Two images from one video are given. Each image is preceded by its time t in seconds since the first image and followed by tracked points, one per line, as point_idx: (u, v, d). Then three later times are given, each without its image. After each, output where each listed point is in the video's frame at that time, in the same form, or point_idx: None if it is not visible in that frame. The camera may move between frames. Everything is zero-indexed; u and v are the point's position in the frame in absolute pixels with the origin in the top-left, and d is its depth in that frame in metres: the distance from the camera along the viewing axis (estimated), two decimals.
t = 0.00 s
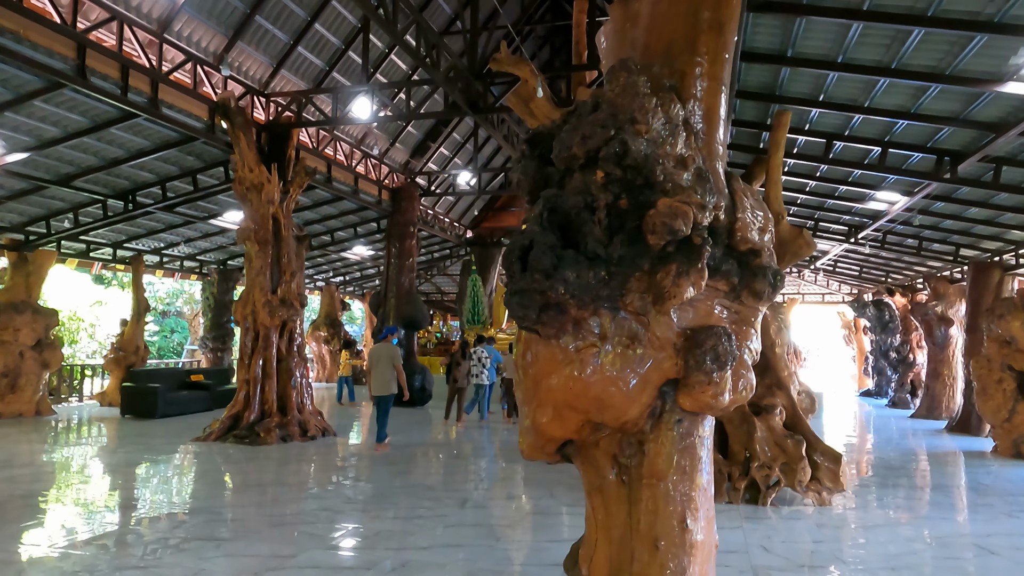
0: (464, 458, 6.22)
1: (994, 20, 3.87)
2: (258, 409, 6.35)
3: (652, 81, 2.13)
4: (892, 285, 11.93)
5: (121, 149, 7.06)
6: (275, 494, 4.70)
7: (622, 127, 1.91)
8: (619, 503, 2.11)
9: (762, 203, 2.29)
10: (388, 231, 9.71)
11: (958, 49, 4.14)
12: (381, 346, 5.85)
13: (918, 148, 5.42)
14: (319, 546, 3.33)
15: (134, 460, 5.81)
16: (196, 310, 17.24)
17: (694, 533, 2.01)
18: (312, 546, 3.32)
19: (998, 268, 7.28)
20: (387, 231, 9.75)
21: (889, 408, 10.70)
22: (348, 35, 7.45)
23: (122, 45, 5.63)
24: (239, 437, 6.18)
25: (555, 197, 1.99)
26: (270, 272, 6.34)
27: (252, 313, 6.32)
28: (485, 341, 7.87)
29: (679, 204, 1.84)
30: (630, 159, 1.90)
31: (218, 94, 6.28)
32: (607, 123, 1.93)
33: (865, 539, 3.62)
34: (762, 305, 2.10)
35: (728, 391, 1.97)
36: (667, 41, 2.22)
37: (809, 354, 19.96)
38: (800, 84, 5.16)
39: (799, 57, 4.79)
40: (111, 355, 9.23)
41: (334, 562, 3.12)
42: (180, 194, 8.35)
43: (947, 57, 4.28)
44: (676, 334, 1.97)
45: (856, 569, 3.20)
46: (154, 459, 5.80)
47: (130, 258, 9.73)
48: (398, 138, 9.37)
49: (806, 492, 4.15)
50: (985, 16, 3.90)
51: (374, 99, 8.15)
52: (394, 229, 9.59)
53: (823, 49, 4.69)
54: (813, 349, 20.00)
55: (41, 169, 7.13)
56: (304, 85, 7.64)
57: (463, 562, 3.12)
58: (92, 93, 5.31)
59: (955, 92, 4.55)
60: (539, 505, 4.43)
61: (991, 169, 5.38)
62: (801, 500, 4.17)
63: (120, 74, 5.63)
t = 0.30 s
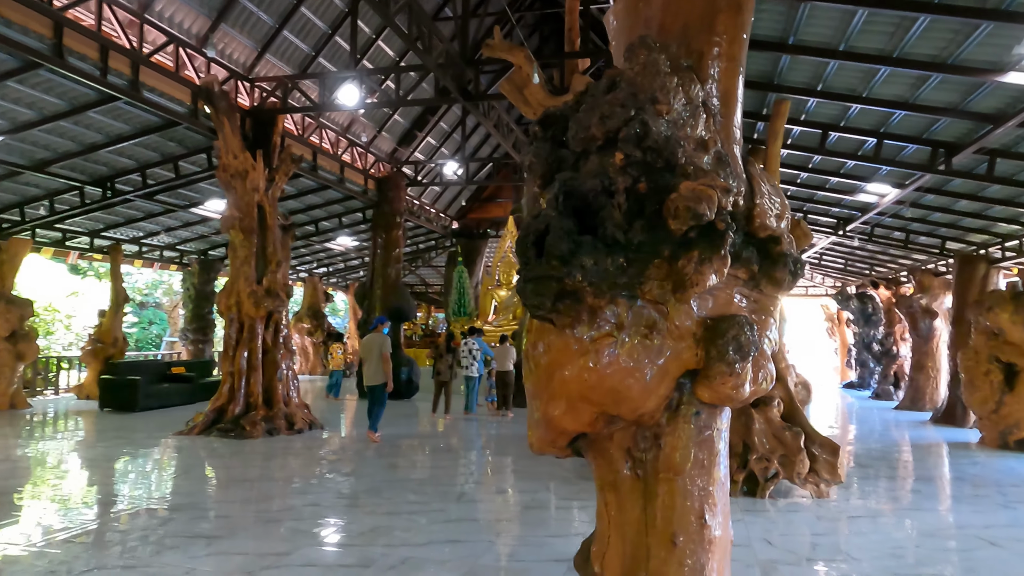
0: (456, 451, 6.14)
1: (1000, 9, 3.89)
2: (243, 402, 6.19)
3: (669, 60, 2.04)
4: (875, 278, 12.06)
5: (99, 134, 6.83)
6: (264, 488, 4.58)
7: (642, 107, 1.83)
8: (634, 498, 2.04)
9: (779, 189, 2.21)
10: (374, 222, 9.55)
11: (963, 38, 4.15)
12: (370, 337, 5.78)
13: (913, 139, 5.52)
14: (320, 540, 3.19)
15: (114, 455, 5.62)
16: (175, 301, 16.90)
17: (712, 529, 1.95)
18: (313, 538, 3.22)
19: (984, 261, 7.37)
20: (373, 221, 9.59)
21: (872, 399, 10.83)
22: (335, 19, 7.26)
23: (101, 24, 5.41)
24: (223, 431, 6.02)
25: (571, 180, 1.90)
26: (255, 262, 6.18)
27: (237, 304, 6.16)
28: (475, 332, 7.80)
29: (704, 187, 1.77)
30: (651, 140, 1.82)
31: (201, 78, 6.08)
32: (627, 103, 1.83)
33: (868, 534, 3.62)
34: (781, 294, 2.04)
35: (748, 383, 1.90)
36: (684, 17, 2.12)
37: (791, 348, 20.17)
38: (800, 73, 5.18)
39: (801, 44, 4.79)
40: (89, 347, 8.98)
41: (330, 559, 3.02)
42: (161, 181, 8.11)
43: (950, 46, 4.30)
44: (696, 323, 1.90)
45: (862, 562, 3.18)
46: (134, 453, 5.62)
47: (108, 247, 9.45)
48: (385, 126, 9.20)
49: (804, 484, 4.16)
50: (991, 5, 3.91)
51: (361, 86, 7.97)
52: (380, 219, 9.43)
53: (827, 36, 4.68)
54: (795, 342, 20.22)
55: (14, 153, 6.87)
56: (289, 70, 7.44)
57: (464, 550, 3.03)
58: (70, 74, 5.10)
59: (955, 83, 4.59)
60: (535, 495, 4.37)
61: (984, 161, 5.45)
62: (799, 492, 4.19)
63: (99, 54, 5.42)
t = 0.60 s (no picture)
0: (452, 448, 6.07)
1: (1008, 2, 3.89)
2: (232, 400, 6.06)
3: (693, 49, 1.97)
4: (863, 274, 12.16)
5: (82, 124, 6.63)
6: (257, 487, 4.48)
7: (670, 97, 1.76)
8: (655, 501, 1.98)
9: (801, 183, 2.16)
10: (363, 216, 9.40)
11: (970, 32, 4.15)
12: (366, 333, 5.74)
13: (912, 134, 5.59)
14: (316, 541, 3.10)
15: (99, 454, 5.46)
16: (158, 296, 16.62)
17: (737, 533, 1.90)
18: (312, 539, 3.13)
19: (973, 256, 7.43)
20: (363, 215, 9.45)
21: (860, 393, 10.93)
22: (325, 9, 7.10)
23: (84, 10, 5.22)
24: (212, 429, 5.89)
25: (595, 172, 1.83)
26: (244, 256, 6.04)
27: (226, 299, 6.02)
28: (469, 327, 7.72)
29: (735, 180, 1.70)
30: (679, 131, 1.75)
31: (188, 67, 5.91)
32: (654, 92, 1.77)
33: (873, 533, 3.59)
34: (806, 291, 1.98)
35: (776, 382, 1.85)
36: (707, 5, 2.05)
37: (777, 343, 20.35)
38: (803, 66, 5.21)
39: (807, 37, 4.78)
40: (70, 343, 8.75)
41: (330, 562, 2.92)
42: (145, 173, 7.91)
43: (956, 40, 4.31)
44: (723, 321, 1.84)
45: (874, 562, 3.16)
46: (119, 452, 5.47)
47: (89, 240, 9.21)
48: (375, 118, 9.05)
49: (806, 481, 4.21)
50: None
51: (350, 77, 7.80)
52: (370, 213, 9.29)
53: (832, 28, 4.67)
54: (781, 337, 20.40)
55: None
56: (278, 60, 7.28)
57: (469, 550, 2.96)
58: (52, 61, 4.91)
59: (959, 78, 4.64)
60: (535, 492, 4.30)
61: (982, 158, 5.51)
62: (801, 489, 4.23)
63: (82, 41, 5.24)
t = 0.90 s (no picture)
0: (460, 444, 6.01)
1: None
2: (235, 396, 5.99)
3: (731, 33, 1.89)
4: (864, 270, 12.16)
5: (82, 116, 6.53)
6: (264, 484, 4.41)
7: (711, 82, 1.69)
8: (688, 501, 1.92)
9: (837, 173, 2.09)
10: (364, 210, 9.31)
11: (995, 21, 4.18)
12: (378, 329, 5.71)
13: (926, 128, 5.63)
14: (332, 540, 3.02)
15: (102, 450, 5.38)
16: (156, 292, 16.50)
17: (775, 534, 1.84)
18: (324, 537, 3.06)
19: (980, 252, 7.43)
20: (364, 209, 9.36)
21: (862, 390, 10.91)
22: None
23: None
24: (215, 425, 5.82)
25: (632, 160, 1.76)
26: (247, 251, 5.95)
27: (228, 294, 5.94)
28: (472, 324, 7.64)
29: (779, 168, 1.64)
30: (721, 117, 1.69)
31: (190, 58, 5.82)
32: (694, 77, 1.70)
33: (891, 533, 3.53)
34: (847, 284, 1.91)
35: (817, 377, 1.79)
36: None
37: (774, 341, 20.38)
38: (818, 59, 5.22)
39: (825, 27, 4.78)
40: (68, 339, 8.65)
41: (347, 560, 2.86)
42: (146, 166, 7.81)
43: (978, 30, 4.33)
44: (763, 316, 1.78)
45: (899, 561, 3.12)
46: (118, 450, 5.37)
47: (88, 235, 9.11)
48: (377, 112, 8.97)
49: (822, 479, 4.20)
50: None
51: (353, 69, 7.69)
52: (371, 207, 9.21)
53: (851, 19, 4.67)
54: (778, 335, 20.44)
55: None
56: (280, 52, 7.19)
57: (484, 550, 2.90)
58: (54, 50, 4.82)
59: (979, 69, 4.67)
60: (546, 487, 4.23)
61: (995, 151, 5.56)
62: (817, 486, 4.21)
63: (83, 30, 5.15)
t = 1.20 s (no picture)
0: (473, 443, 5.95)
1: None
2: (246, 395, 5.93)
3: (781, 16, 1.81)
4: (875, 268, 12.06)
5: (90, 111, 6.47)
6: (278, 483, 4.34)
7: (765, 65, 1.61)
8: (734, 505, 1.84)
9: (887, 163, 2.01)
10: (373, 207, 9.24)
11: None
12: (401, 327, 5.67)
13: (951, 120, 5.69)
14: (352, 543, 2.95)
15: (112, 449, 5.32)
16: (162, 290, 16.45)
17: (828, 540, 1.77)
18: (345, 540, 2.97)
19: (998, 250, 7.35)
20: (372, 206, 9.29)
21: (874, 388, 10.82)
22: None
23: None
24: (227, 425, 5.75)
25: (680, 148, 1.68)
26: (258, 248, 5.88)
27: (239, 292, 5.87)
28: (484, 322, 7.57)
29: (839, 155, 1.55)
30: (776, 102, 1.61)
31: (201, 52, 5.75)
32: (747, 60, 1.61)
33: (924, 537, 3.43)
34: (901, 279, 1.83)
35: (872, 376, 1.70)
36: None
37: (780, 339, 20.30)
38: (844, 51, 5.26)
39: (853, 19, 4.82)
40: (76, 337, 8.60)
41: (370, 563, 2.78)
42: (154, 162, 7.76)
43: (1011, 20, 4.36)
44: (817, 311, 1.69)
45: (937, 564, 3.04)
46: (126, 449, 5.30)
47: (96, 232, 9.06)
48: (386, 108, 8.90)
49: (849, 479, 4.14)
50: None
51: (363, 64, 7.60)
52: (380, 204, 9.14)
53: (880, 9, 4.65)
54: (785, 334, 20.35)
55: None
56: (290, 47, 7.12)
57: (511, 554, 2.81)
58: (64, 42, 4.75)
59: (1009, 60, 4.71)
60: (563, 488, 4.15)
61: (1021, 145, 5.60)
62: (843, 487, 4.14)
63: (93, 23, 5.09)
